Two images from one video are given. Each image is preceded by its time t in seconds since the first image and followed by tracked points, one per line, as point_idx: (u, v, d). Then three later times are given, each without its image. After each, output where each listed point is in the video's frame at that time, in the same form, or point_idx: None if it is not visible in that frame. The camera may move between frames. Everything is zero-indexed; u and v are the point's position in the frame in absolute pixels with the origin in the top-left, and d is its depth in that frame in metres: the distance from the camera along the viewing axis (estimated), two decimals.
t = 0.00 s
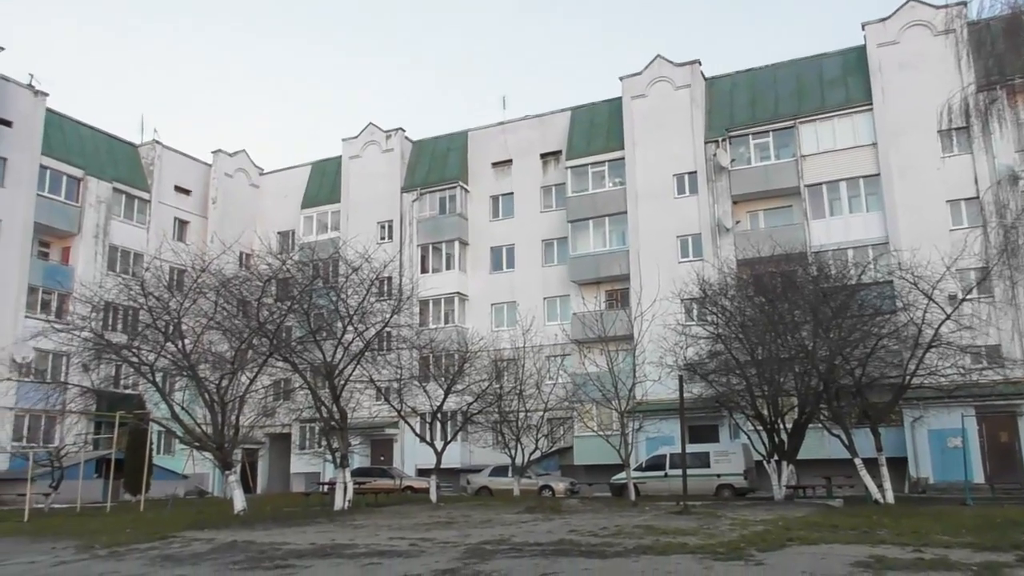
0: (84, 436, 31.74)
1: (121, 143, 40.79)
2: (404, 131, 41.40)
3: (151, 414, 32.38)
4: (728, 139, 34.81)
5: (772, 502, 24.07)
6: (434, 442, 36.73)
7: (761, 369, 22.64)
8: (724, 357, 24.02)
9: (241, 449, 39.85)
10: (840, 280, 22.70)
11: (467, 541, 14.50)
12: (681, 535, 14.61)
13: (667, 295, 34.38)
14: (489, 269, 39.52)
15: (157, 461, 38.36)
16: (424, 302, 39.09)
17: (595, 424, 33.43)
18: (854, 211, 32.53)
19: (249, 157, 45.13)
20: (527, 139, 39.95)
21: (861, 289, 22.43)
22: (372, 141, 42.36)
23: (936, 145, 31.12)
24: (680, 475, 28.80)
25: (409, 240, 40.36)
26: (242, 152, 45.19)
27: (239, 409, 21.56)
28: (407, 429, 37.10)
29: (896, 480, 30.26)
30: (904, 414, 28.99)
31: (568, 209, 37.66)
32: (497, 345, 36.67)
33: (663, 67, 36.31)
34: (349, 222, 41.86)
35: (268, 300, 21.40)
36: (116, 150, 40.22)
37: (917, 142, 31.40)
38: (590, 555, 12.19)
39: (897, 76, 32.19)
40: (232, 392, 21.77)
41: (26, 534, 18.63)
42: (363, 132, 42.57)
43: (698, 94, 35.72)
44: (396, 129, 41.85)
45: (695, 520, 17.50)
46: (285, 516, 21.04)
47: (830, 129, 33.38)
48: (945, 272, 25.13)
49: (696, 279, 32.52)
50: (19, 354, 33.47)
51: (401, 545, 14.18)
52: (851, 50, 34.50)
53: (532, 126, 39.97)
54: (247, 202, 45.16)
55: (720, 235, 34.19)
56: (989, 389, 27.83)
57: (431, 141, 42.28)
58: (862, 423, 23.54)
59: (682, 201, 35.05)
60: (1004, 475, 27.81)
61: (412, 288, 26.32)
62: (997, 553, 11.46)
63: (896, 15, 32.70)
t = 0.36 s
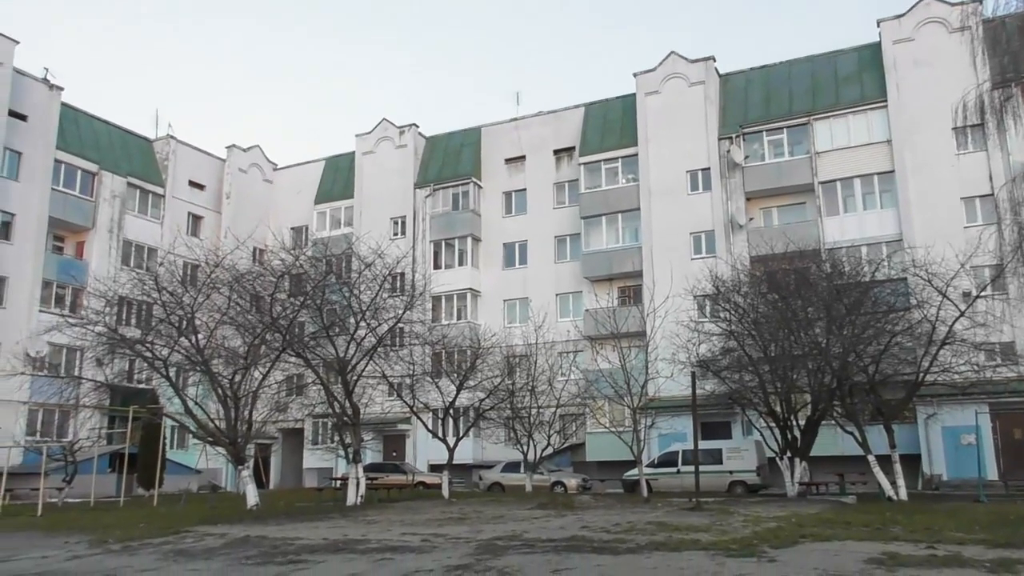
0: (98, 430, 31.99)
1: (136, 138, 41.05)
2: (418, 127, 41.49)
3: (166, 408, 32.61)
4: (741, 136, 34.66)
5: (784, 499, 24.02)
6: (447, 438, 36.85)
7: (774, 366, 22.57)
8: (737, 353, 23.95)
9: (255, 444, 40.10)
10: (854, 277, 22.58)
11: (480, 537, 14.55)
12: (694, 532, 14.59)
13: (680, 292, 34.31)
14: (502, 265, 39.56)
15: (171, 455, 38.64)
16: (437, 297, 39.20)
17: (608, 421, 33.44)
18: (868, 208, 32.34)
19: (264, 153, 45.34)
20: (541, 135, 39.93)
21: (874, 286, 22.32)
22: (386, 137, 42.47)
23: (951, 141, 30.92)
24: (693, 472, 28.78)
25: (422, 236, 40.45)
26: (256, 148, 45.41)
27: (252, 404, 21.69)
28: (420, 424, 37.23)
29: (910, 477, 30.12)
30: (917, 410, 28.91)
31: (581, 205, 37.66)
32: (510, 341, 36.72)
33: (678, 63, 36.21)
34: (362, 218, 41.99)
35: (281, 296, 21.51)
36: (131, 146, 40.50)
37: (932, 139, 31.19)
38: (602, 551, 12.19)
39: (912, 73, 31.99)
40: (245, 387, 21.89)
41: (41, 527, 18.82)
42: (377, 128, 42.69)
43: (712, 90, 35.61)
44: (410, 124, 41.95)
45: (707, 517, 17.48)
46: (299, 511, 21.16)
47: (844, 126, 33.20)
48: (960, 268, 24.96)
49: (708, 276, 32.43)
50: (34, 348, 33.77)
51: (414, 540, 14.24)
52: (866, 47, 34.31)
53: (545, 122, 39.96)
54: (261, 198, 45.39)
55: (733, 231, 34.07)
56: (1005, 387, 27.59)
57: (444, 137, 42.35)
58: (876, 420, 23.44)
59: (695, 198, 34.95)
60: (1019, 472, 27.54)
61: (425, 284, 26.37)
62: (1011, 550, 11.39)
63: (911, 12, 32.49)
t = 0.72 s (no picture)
0: (107, 428, 32.09)
1: (145, 137, 41.16)
2: (425, 126, 41.52)
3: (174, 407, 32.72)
4: (749, 135, 34.59)
5: (793, 498, 23.96)
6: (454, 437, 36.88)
7: (782, 365, 22.49)
8: (745, 352, 23.88)
9: (263, 444, 40.22)
10: (862, 276, 22.47)
11: (487, 536, 14.54)
12: (701, 531, 14.55)
13: (687, 291, 34.25)
14: (509, 264, 39.57)
15: (179, 454, 38.79)
16: (444, 297, 39.22)
17: (615, 420, 33.41)
18: (876, 206, 32.21)
19: (272, 152, 45.48)
20: (548, 134, 39.91)
21: (883, 285, 22.23)
22: (393, 137, 42.52)
23: (960, 140, 30.78)
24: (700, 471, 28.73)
25: (429, 235, 40.47)
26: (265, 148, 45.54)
27: (260, 403, 21.75)
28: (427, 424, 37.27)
29: (919, 477, 30.01)
30: (925, 410, 28.77)
31: (589, 204, 37.63)
32: (517, 340, 36.72)
33: (686, 62, 36.12)
34: (370, 217, 42.04)
35: (289, 295, 21.57)
36: (140, 145, 40.61)
37: (941, 138, 31.04)
38: (609, 551, 12.17)
39: (920, 72, 31.85)
40: (253, 386, 21.94)
41: (50, 525, 18.88)
42: (384, 127, 42.73)
43: (720, 89, 35.53)
44: (418, 124, 41.98)
45: (715, 516, 17.43)
46: (306, 510, 21.29)
47: (852, 125, 33.10)
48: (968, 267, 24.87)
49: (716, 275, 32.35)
50: (42, 347, 33.89)
51: (421, 540, 14.25)
52: (875, 45, 34.17)
53: (552, 122, 39.94)
54: (269, 197, 45.52)
55: (741, 230, 33.98)
56: (1014, 386, 27.44)
57: (451, 136, 42.38)
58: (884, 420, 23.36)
59: (703, 197, 34.87)
60: None
61: (432, 283, 26.37)
62: (1019, 550, 11.33)
63: (919, 11, 32.34)
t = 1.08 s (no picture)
0: (111, 429, 32.15)
1: (150, 138, 41.24)
2: (430, 127, 41.53)
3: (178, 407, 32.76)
4: (754, 135, 34.50)
5: (797, 498, 23.92)
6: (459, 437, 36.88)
7: (786, 365, 22.45)
8: (749, 353, 23.82)
9: (267, 444, 40.27)
10: (867, 277, 22.40)
11: (491, 537, 14.53)
12: (706, 532, 14.52)
13: (692, 291, 34.21)
14: (513, 265, 39.57)
15: (183, 454, 38.85)
16: (449, 297, 39.24)
17: (620, 421, 33.38)
18: (881, 206, 32.14)
19: (276, 153, 45.54)
20: (552, 134, 39.89)
21: (888, 285, 22.15)
22: (398, 137, 42.53)
23: (964, 140, 30.70)
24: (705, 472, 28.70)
25: (433, 235, 40.49)
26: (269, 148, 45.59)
27: (264, 403, 21.76)
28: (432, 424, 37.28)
29: (924, 477, 29.93)
30: (931, 410, 28.69)
31: (593, 204, 37.61)
32: (522, 340, 36.69)
33: (690, 62, 36.10)
34: (374, 217, 42.06)
35: (293, 295, 21.58)
36: (145, 146, 40.70)
37: (945, 138, 30.97)
38: (614, 551, 12.16)
39: (925, 72, 31.76)
40: (257, 386, 21.95)
41: (55, 525, 18.91)
42: (389, 127, 42.75)
43: (724, 89, 35.48)
44: (422, 124, 41.97)
45: (720, 517, 17.40)
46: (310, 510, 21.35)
47: (856, 125, 33.01)
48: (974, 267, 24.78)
49: (720, 275, 32.30)
50: (46, 347, 33.97)
51: (425, 540, 14.24)
52: (879, 46, 34.10)
53: (556, 122, 39.91)
54: (273, 197, 45.58)
55: (745, 230, 33.92)
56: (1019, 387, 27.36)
57: (455, 137, 42.38)
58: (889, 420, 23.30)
59: (707, 197, 34.83)
60: None
61: (436, 284, 26.35)
62: None
63: (923, 11, 32.28)
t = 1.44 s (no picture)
0: (114, 429, 32.19)
1: (152, 138, 41.29)
2: (432, 127, 41.54)
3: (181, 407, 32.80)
4: (756, 136, 34.47)
5: (800, 498, 23.91)
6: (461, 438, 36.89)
7: (789, 365, 22.42)
8: (752, 353, 23.79)
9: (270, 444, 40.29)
10: (870, 276, 22.37)
11: (494, 536, 14.53)
12: (709, 532, 14.51)
13: (694, 291, 34.19)
14: (515, 265, 39.58)
15: (186, 454, 38.91)
16: (451, 297, 39.26)
17: (622, 421, 33.37)
18: (884, 206, 32.10)
19: (279, 153, 45.59)
20: (554, 135, 39.89)
21: (891, 285, 22.11)
22: (400, 137, 42.55)
23: (967, 140, 30.65)
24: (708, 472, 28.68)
25: (436, 236, 40.52)
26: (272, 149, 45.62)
27: (266, 403, 21.79)
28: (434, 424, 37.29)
29: (927, 477, 29.89)
30: (934, 410, 28.64)
31: (595, 205, 37.60)
32: (524, 340, 36.69)
33: (693, 63, 36.06)
34: (377, 217, 42.09)
35: (296, 295, 21.58)
36: (149, 146, 40.76)
37: (948, 138, 30.92)
38: (616, 551, 12.16)
39: (928, 72, 31.72)
40: (260, 386, 21.96)
41: (58, 525, 18.94)
42: (391, 128, 42.77)
43: (727, 90, 35.45)
44: (425, 124, 41.98)
45: (723, 517, 17.39)
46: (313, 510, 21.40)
47: (859, 125, 32.97)
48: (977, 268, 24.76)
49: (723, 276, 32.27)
50: (49, 347, 34.02)
51: (428, 540, 14.24)
52: (882, 46, 34.06)
53: (559, 122, 39.91)
54: (276, 197, 45.62)
55: (748, 231, 33.88)
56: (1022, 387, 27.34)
57: (458, 137, 42.38)
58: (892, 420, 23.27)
59: (710, 198, 34.82)
60: None
61: (439, 284, 26.36)
62: None
63: (926, 11, 32.24)
